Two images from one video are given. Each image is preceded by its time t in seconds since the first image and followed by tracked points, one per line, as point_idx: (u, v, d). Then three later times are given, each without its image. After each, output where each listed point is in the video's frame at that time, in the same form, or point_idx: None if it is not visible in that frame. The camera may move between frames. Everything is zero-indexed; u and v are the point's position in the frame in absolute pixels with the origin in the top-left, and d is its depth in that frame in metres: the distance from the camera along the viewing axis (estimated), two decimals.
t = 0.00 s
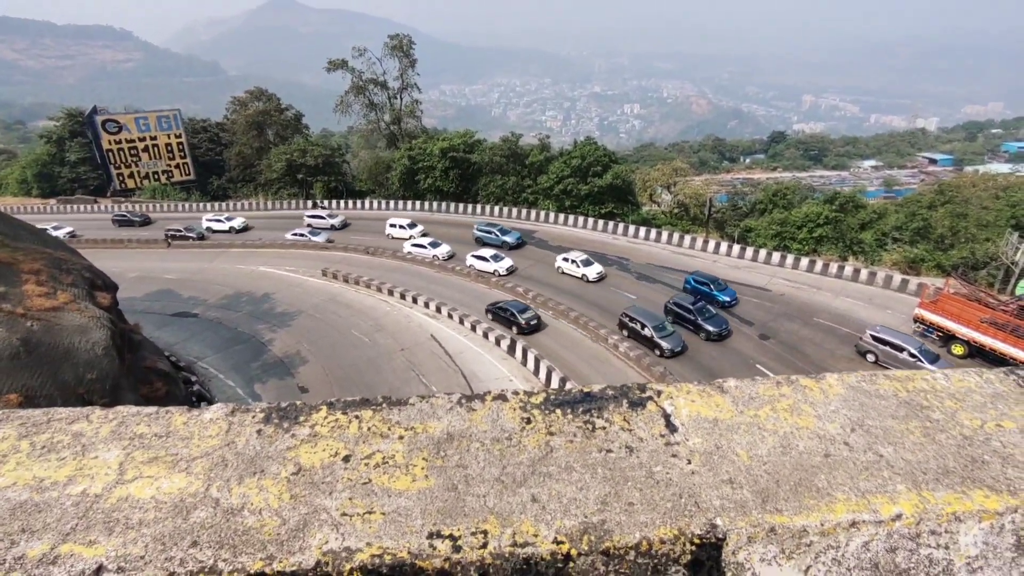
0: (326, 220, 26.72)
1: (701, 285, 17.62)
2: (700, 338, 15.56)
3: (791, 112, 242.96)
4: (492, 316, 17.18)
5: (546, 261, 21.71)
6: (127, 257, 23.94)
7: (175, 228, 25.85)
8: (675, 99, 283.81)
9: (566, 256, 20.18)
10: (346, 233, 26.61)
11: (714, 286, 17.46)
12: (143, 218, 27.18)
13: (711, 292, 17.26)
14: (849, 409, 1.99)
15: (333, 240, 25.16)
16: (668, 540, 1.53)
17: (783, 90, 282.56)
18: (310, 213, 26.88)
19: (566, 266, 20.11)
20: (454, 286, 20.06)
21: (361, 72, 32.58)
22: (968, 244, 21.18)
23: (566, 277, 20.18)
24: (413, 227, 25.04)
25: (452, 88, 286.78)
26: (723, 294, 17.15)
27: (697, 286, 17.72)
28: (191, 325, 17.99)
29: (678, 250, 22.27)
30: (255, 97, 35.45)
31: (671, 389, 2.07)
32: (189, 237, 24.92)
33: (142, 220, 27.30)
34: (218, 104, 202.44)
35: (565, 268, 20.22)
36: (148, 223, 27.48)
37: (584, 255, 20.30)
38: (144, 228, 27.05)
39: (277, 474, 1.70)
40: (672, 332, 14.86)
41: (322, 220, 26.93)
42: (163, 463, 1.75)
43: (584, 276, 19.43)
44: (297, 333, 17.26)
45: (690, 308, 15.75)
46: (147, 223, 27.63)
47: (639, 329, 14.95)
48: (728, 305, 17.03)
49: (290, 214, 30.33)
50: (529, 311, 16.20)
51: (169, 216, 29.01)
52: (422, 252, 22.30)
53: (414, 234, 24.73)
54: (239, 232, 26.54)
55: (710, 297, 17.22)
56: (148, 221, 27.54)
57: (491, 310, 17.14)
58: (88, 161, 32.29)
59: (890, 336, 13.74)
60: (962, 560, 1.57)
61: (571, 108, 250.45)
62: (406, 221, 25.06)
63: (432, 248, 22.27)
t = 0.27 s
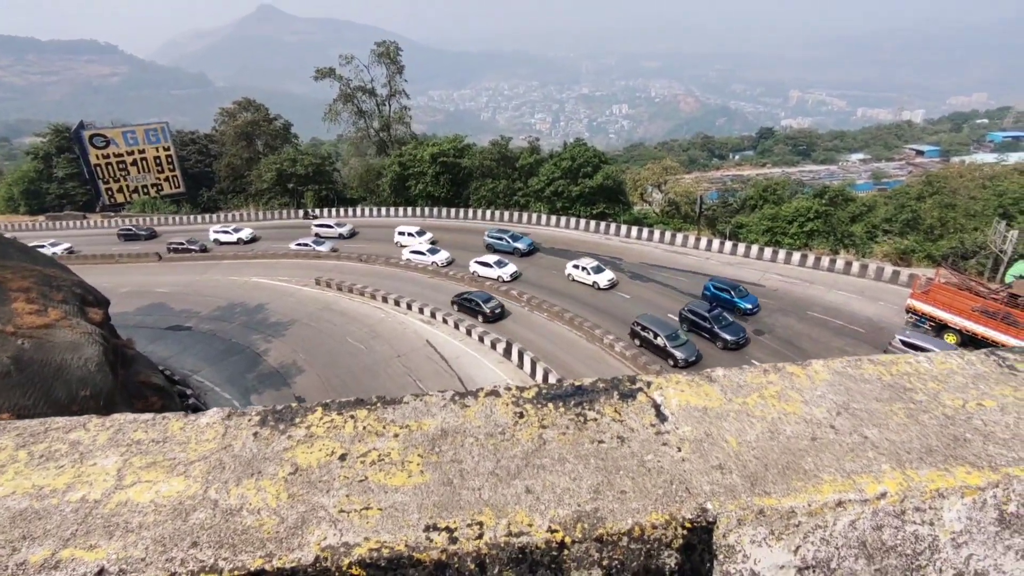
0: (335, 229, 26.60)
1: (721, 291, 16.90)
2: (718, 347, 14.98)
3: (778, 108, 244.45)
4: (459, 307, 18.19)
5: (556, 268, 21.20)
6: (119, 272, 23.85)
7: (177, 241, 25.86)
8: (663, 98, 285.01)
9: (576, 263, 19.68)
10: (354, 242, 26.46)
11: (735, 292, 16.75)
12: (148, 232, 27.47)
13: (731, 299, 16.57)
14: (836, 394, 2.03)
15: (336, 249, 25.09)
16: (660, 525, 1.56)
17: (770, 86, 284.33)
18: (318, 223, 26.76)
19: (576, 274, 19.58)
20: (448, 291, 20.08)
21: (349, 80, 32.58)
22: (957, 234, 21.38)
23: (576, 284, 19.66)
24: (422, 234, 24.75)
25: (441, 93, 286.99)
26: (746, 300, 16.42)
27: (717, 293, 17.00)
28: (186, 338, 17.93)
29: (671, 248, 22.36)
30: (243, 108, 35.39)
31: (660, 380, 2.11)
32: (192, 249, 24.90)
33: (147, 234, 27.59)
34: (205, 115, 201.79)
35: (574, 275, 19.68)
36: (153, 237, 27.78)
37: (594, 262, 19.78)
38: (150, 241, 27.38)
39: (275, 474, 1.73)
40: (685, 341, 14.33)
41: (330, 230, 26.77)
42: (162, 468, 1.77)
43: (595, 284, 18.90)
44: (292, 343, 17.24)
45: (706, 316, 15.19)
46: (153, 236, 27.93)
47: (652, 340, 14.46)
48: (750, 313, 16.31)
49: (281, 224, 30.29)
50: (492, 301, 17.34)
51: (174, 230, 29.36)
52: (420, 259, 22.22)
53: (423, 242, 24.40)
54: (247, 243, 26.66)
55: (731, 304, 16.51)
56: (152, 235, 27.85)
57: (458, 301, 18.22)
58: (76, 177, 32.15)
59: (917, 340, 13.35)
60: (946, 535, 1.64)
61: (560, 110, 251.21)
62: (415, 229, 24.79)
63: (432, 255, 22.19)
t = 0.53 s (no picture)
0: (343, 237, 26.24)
1: (742, 298, 16.24)
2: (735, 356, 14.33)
3: (765, 105, 246.01)
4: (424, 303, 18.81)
5: (567, 275, 20.63)
6: (109, 286, 23.72)
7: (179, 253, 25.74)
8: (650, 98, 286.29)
9: (587, 269, 19.08)
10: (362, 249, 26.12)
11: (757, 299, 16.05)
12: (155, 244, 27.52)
13: (752, 307, 15.90)
14: (820, 379, 2.05)
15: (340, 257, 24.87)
16: (649, 514, 1.56)
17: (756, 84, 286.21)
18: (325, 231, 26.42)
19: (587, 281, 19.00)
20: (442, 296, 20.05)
21: (336, 88, 32.52)
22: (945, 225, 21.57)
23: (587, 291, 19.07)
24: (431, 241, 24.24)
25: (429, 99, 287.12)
26: (767, 307, 15.75)
27: (738, 299, 16.35)
28: (178, 351, 17.84)
29: (663, 247, 22.43)
30: (231, 119, 35.36)
31: (648, 371, 2.12)
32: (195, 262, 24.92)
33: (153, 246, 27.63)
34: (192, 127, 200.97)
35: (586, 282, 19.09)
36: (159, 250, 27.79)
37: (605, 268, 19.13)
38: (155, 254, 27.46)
39: (264, 476, 1.73)
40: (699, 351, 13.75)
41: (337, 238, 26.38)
42: (151, 473, 1.76)
43: (605, 291, 18.25)
44: (285, 353, 17.18)
45: (722, 324, 14.56)
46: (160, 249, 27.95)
47: (664, 349, 13.92)
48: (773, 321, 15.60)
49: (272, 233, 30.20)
50: (455, 294, 18.37)
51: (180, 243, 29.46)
52: (419, 266, 21.98)
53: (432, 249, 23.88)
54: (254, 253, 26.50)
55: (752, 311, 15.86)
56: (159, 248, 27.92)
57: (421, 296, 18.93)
58: (64, 193, 31.96)
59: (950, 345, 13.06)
60: (933, 515, 1.66)
61: (548, 113, 251.83)
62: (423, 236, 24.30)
63: (429, 261, 22.01)
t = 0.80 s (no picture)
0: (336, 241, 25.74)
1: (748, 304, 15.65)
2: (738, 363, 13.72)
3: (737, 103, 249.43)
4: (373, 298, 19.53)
5: (546, 274, 20.66)
6: (78, 295, 23.13)
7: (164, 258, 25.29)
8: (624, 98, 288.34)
9: (584, 274, 18.48)
10: (356, 253, 25.63)
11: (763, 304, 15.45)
12: (141, 249, 27.02)
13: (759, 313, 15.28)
14: (795, 365, 2.06)
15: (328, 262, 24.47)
16: (629, 503, 1.56)
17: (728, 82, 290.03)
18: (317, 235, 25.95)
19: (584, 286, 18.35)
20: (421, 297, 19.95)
21: (310, 90, 32.15)
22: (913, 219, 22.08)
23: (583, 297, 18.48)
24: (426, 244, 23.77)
25: (404, 100, 285.50)
26: (773, 313, 15.14)
27: (744, 305, 15.77)
28: (151, 359, 17.47)
29: (640, 245, 22.60)
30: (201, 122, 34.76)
31: (625, 362, 2.12)
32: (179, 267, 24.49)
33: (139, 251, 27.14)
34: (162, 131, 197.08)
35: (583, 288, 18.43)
36: (146, 255, 27.34)
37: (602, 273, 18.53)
38: (142, 260, 26.98)
39: (236, 479, 1.68)
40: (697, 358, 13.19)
41: (329, 242, 25.85)
42: (116, 480, 1.70)
43: (602, 297, 17.65)
44: (262, 359, 16.93)
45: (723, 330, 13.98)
46: (145, 254, 27.48)
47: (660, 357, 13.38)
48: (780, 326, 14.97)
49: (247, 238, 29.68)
50: (402, 287, 19.28)
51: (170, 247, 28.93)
52: (404, 268, 21.89)
53: (427, 252, 23.41)
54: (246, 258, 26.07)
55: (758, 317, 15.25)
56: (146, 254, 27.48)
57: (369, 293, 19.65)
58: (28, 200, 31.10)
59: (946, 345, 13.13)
60: (906, 495, 1.68)
61: (524, 113, 252.11)
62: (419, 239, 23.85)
63: (414, 264, 21.83)
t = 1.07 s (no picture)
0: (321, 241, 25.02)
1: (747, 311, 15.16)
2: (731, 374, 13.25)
3: (705, 104, 253.47)
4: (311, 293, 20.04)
5: (518, 273, 20.63)
6: (33, 296, 22.29)
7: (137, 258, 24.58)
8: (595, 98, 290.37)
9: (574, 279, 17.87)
10: (343, 253, 24.95)
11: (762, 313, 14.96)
12: (117, 248, 26.31)
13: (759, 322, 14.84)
14: (763, 368, 2.06)
15: (308, 262, 23.86)
16: (597, 514, 1.52)
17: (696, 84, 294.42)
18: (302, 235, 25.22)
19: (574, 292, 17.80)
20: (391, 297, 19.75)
21: (277, 87, 31.56)
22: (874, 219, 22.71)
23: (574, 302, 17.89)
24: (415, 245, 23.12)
25: (374, 98, 282.61)
26: (772, 322, 14.66)
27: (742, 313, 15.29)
28: (111, 362, 16.92)
29: (610, 245, 22.75)
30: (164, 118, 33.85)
31: (594, 366, 2.09)
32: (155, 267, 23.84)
33: (115, 250, 26.42)
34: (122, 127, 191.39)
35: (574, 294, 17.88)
36: (122, 254, 26.65)
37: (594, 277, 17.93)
38: (118, 259, 26.27)
39: (187, 495, 1.60)
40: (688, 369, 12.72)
41: (315, 241, 25.12)
42: (56, 499, 1.60)
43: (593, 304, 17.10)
44: (228, 361, 16.54)
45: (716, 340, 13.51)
46: (121, 253, 26.79)
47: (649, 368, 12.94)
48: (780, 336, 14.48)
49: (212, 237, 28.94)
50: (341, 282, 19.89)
51: (148, 245, 28.19)
52: (382, 269, 21.38)
53: (415, 253, 22.78)
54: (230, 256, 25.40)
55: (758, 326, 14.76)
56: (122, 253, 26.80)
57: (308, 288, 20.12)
58: None
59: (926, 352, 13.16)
60: (872, 497, 1.69)
61: (495, 112, 252.01)
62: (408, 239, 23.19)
63: (392, 264, 21.39)
